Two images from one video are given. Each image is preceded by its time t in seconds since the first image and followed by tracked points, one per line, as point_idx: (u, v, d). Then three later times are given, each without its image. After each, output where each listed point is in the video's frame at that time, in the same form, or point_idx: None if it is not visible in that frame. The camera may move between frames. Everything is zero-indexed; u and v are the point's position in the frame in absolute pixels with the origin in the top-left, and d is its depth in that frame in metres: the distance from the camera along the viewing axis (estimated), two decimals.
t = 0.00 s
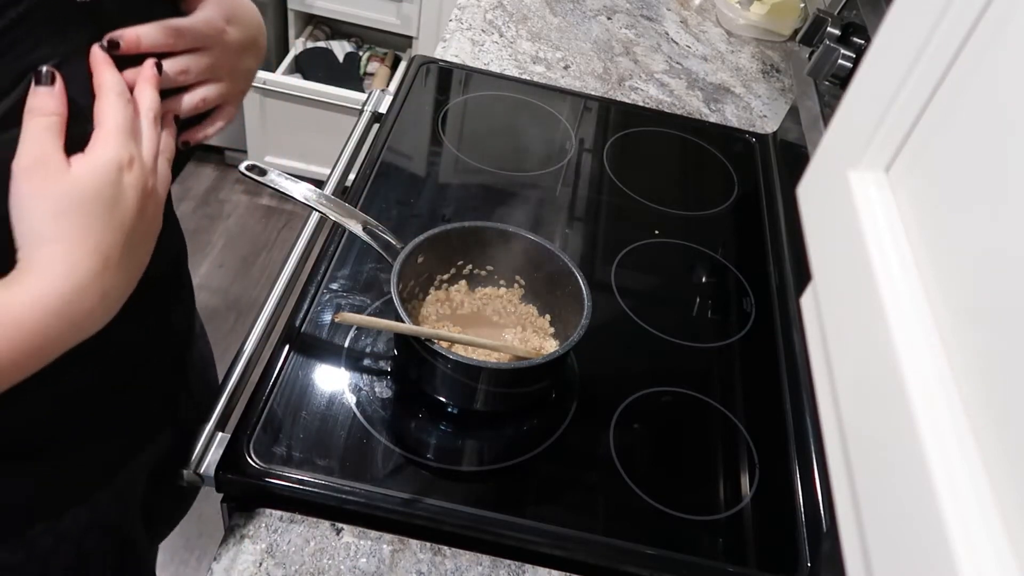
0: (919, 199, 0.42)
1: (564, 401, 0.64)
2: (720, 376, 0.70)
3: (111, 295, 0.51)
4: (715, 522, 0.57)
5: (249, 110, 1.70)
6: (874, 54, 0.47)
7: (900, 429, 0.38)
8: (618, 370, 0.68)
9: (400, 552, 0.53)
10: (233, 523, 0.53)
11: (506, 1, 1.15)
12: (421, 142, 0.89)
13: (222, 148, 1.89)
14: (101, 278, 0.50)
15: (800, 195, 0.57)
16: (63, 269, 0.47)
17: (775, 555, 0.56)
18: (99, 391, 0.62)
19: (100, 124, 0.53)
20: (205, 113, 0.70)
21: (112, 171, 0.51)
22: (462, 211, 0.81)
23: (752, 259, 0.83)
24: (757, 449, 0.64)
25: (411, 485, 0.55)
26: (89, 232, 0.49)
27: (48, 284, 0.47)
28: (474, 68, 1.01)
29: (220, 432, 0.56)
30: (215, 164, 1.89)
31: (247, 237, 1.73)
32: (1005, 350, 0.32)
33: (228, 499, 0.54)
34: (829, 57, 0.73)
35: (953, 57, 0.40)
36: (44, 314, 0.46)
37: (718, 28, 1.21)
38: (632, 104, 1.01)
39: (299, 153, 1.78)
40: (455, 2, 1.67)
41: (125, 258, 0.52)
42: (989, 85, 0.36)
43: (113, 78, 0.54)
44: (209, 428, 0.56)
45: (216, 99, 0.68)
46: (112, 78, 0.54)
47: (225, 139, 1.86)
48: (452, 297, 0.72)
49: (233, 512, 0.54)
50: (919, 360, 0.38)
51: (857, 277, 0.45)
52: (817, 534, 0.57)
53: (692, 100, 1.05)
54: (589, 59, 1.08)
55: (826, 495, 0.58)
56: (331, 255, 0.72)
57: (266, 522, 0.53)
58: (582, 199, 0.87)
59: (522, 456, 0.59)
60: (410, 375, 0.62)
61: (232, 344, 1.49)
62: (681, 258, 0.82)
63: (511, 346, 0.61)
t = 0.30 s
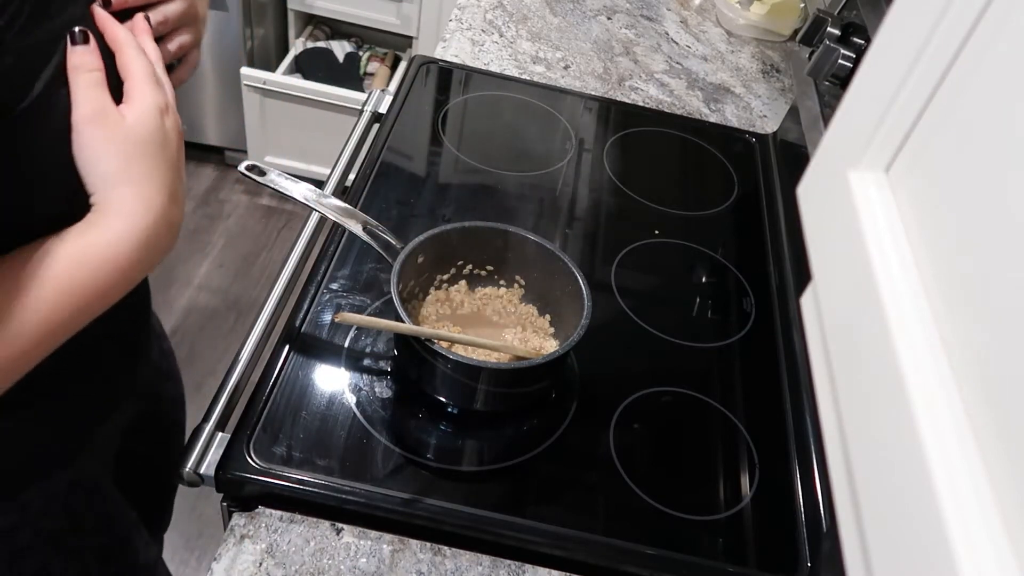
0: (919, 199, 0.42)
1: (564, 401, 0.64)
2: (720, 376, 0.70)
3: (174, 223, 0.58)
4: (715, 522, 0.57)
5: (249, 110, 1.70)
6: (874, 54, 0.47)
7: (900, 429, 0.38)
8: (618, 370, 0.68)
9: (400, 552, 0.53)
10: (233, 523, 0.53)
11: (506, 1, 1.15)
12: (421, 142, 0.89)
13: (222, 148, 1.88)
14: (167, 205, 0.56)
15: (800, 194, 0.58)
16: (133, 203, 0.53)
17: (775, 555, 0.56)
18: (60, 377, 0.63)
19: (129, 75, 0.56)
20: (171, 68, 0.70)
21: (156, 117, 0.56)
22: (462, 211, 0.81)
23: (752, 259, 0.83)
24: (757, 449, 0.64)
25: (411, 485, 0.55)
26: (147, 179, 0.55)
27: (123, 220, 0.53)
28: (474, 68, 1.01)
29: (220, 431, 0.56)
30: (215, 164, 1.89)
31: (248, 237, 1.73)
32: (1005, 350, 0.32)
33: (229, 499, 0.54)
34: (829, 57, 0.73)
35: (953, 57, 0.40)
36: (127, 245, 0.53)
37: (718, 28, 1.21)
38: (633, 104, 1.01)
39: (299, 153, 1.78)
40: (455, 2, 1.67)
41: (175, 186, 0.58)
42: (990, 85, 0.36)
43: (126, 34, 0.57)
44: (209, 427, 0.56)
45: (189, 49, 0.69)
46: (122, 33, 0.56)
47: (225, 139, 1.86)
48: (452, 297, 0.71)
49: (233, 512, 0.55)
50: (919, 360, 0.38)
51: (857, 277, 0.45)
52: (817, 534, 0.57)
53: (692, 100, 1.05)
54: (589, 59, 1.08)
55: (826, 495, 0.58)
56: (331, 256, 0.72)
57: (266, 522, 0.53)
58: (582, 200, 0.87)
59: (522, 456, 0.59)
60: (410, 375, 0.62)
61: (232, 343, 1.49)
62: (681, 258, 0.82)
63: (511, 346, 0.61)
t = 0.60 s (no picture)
0: (919, 199, 0.42)
1: (564, 400, 0.64)
2: (720, 376, 0.70)
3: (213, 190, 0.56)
4: (715, 522, 0.57)
5: (249, 110, 1.70)
6: (874, 54, 0.47)
7: (900, 429, 0.38)
8: (618, 370, 0.68)
9: (400, 552, 0.53)
10: (233, 523, 0.53)
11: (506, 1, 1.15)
12: (421, 142, 0.89)
13: (222, 148, 1.88)
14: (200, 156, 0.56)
15: (800, 194, 0.57)
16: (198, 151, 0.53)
17: (775, 555, 0.56)
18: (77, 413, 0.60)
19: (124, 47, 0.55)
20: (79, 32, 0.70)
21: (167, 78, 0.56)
22: (462, 211, 0.81)
23: (752, 259, 0.83)
24: (757, 449, 0.64)
25: (411, 485, 0.55)
26: (199, 133, 0.54)
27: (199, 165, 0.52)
28: (474, 68, 1.01)
29: (220, 431, 0.56)
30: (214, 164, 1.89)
31: (248, 237, 1.73)
32: (1005, 350, 0.32)
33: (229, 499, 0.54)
34: (829, 57, 0.73)
35: (953, 57, 0.40)
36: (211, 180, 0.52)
37: (718, 28, 1.21)
38: (633, 104, 1.01)
39: (299, 153, 1.78)
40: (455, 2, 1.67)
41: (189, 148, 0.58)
42: (989, 85, 0.36)
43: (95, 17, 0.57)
44: (208, 428, 0.56)
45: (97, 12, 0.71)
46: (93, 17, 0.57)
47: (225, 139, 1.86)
48: (452, 298, 0.71)
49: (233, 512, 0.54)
50: (918, 360, 0.38)
51: (857, 277, 0.45)
52: (817, 534, 0.57)
53: (692, 100, 1.05)
54: (589, 59, 1.08)
55: (826, 495, 0.58)
56: (330, 256, 0.72)
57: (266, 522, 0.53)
58: (582, 200, 0.87)
59: (522, 456, 0.59)
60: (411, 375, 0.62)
61: (233, 343, 1.49)
62: (681, 258, 0.82)
63: (511, 346, 0.61)
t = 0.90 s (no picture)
0: (919, 200, 0.42)
1: (564, 400, 0.64)
2: (720, 376, 0.70)
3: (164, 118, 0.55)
4: (715, 523, 0.57)
5: (249, 110, 1.70)
6: (874, 55, 0.47)
7: (900, 429, 0.38)
8: (618, 370, 0.68)
9: (400, 552, 0.53)
10: (234, 523, 0.53)
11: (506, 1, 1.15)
12: (421, 142, 0.89)
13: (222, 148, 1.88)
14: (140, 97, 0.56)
15: (800, 195, 0.57)
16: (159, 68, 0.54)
17: (775, 555, 0.56)
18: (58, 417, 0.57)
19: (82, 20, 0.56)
20: None
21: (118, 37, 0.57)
22: (462, 211, 0.81)
23: (752, 259, 0.83)
24: (757, 450, 0.64)
25: (411, 485, 0.55)
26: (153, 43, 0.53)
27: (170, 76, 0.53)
28: (474, 68, 1.01)
29: (220, 431, 0.56)
30: (215, 164, 1.89)
31: (248, 237, 1.73)
32: (1005, 351, 0.32)
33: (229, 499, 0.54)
34: (829, 57, 0.73)
35: (953, 57, 0.40)
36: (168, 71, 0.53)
37: (718, 28, 1.21)
38: (633, 104, 1.01)
39: (299, 153, 1.78)
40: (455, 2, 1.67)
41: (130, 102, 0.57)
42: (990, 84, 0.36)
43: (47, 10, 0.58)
44: (208, 428, 0.56)
45: None
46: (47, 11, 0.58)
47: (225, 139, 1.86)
48: (452, 298, 0.71)
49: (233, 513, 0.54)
50: (919, 359, 0.38)
51: (858, 278, 0.45)
52: (817, 534, 0.57)
53: (692, 100, 1.05)
54: (589, 59, 1.08)
55: (826, 495, 0.58)
56: (330, 256, 0.72)
57: (266, 523, 0.53)
58: (582, 200, 0.87)
59: (522, 456, 0.59)
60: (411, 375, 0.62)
61: (233, 344, 1.49)
62: (681, 258, 0.82)
63: (511, 346, 0.61)
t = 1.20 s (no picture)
0: (919, 200, 0.42)
1: (564, 400, 0.64)
2: (721, 376, 0.70)
3: None
4: (715, 523, 0.57)
5: (249, 110, 1.70)
6: (874, 55, 0.47)
7: (899, 428, 0.38)
8: (619, 370, 0.68)
9: (400, 552, 0.53)
10: (233, 523, 0.53)
11: (506, 1, 1.15)
12: (421, 142, 0.89)
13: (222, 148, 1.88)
14: None
15: (800, 194, 0.57)
16: None
17: (775, 556, 0.56)
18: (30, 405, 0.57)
19: None
20: None
21: None
22: (462, 211, 0.81)
23: (752, 259, 0.83)
24: (757, 449, 0.64)
25: (412, 485, 0.55)
26: None
27: None
28: (474, 68, 1.01)
29: (220, 431, 0.56)
30: (215, 164, 1.89)
31: (248, 237, 1.73)
32: (1005, 350, 0.32)
33: (229, 499, 0.54)
34: (829, 57, 0.73)
35: (953, 57, 0.40)
36: None
37: (718, 28, 1.21)
38: (633, 104, 1.01)
39: (299, 153, 1.78)
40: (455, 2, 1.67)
41: None
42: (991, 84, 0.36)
43: None
44: (209, 428, 0.56)
45: None
46: None
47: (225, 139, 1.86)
48: (451, 298, 0.71)
49: (232, 512, 0.55)
50: (919, 360, 0.38)
51: (857, 278, 0.45)
52: (817, 534, 0.57)
53: (692, 100, 1.05)
54: (589, 59, 1.08)
55: (826, 495, 0.58)
56: (330, 256, 0.72)
57: (266, 522, 0.53)
58: (581, 200, 0.87)
59: (522, 456, 0.59)
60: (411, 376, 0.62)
61: (233, 343, 1.49)
62: (681, 258, 0.82)
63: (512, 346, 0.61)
